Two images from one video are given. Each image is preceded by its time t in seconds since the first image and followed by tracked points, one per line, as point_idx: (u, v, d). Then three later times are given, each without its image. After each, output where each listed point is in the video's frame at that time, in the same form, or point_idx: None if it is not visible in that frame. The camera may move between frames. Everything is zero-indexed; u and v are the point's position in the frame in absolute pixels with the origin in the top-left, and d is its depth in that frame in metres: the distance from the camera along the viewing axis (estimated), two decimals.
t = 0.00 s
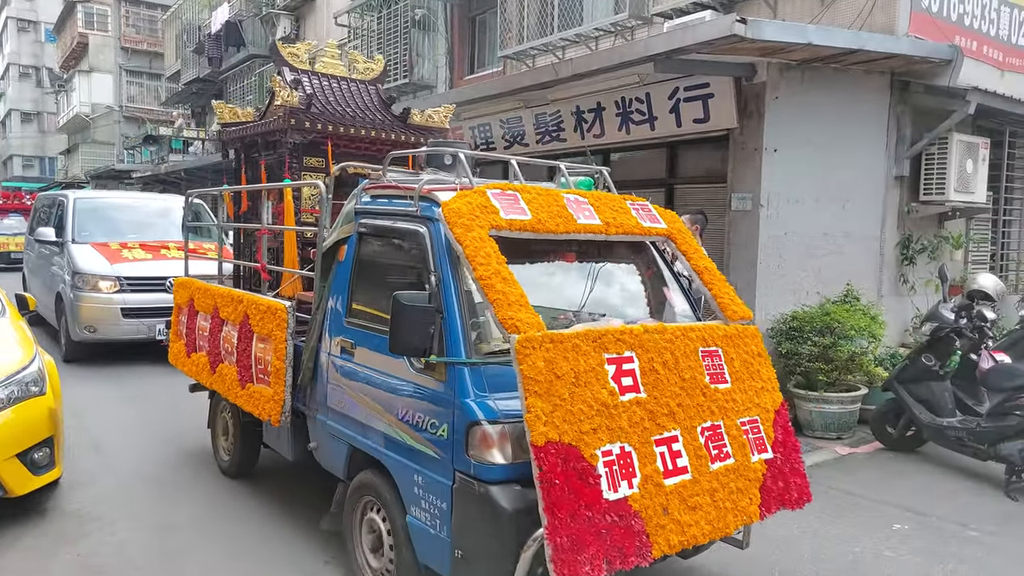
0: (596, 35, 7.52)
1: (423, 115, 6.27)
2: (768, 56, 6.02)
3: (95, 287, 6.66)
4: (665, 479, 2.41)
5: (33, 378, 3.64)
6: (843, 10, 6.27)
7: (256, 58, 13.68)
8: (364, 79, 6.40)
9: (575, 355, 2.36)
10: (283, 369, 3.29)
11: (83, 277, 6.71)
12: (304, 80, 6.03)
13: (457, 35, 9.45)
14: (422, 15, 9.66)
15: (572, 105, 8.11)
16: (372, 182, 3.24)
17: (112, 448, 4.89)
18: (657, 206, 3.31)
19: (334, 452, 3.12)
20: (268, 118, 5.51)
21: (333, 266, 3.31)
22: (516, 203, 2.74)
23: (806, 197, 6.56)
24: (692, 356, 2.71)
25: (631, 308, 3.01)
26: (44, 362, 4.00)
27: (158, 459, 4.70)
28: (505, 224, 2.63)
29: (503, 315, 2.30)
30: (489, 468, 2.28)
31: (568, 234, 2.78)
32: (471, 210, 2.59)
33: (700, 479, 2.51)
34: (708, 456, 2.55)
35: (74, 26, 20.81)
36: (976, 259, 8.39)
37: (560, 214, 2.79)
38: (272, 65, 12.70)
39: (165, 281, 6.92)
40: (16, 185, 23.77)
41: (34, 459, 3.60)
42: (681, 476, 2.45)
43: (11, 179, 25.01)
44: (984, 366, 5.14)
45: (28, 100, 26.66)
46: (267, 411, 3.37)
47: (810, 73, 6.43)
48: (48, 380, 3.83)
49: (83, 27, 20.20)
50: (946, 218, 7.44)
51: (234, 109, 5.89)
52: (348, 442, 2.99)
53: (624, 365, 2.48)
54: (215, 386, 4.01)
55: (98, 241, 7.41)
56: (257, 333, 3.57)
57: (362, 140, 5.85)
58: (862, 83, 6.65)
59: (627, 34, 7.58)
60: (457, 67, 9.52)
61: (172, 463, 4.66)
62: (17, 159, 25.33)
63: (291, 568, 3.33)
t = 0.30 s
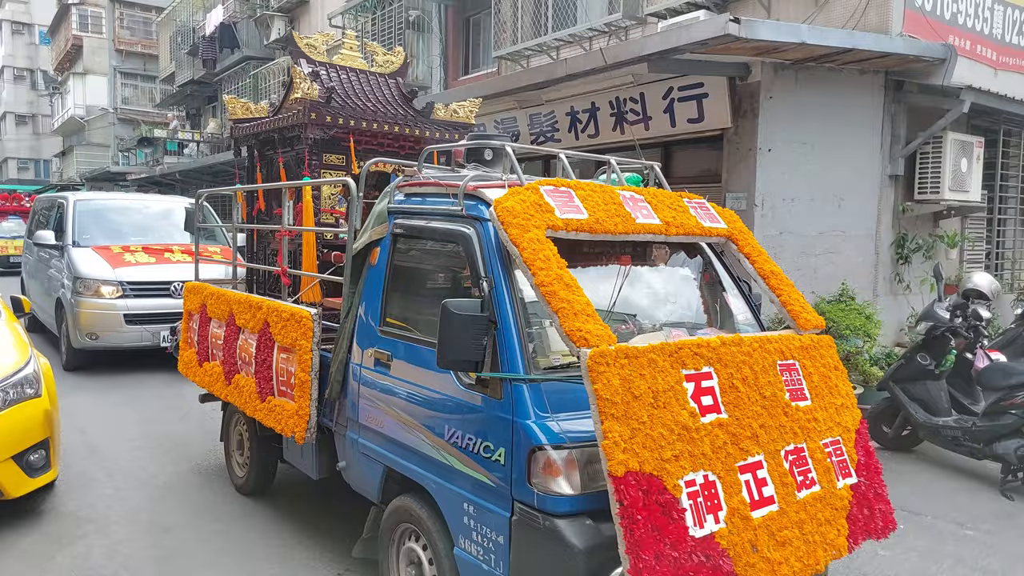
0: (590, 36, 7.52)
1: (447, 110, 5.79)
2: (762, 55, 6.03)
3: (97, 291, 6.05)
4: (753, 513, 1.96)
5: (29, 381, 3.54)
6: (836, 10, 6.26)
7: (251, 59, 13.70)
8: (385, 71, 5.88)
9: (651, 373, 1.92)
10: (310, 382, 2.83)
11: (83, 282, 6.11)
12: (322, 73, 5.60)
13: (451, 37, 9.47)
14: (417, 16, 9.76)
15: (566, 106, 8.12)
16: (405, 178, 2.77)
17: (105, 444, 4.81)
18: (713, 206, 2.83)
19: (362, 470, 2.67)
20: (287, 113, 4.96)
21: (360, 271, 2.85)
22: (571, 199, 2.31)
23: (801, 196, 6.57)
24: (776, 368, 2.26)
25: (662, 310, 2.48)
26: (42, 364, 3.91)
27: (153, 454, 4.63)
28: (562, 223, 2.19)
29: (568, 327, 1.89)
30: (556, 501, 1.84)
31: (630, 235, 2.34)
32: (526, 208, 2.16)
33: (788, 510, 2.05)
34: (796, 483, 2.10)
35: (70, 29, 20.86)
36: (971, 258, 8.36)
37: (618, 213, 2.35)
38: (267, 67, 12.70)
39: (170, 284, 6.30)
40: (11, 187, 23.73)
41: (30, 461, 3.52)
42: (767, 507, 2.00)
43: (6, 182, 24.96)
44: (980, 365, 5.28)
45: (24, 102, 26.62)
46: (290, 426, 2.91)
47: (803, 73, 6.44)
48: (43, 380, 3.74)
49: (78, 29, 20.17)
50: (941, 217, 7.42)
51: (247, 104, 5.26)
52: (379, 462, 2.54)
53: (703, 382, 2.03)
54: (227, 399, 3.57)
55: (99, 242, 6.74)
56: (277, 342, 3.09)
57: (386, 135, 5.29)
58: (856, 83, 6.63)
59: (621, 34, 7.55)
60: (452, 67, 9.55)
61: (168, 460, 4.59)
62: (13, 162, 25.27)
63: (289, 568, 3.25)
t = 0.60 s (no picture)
0: (606, 34, 7.50)
1: (494, 102, 5.07)
2: (780, 52, 5.95)
3: (128, 292, 5.38)
4: (892, 556, 1.69)
5: (56, 373, 3.31)
6: (856, 7, 6.17)
7: (269, 60, 13.81)
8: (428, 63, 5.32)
9: (774, 395, 1.66)
10: (360, 394, 2.51)
11: (112, 282, 5.43)
12: (364, 64, 5.04)
13: (467, 37, 9.50)
14: (433, 17, 9.76)
15: (582, 105, 8.07)
16: (463, 172, 2.46)
17: (124, 426, 4.64)
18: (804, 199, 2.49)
19: (417, 492, 2.40)
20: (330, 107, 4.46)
21: (416, 272, 2.53)
22: (658, 192, 2.02)
23: (821, 195, 6.49)
24: (901, 383, 1.97)
25: (715, 311, 2.07)
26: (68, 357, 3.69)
27: (171, 438, 4.48)
28: (651, 219, 1.91)
29: (675, 339, 1.64)
30: (662, 542, 1.56)
31: (724, 234, 2.03)
32: (611, 203, 1.88)
33: (927, 552, 1.77)
34: (934, 519, 1.82)
35: (95, 32, 21.24)
36: (997, 259, 8.17)
37: (709, 207, 2.05)
38: (285, 68, 12.80)
39: (201, 285, 5.59)
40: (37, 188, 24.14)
41: (58, 453, 3.29)
42: (906, 549, 1.73)
43: (32, 183, 25.40)
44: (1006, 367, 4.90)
45: (50, 104, 27.12)
46: (339, 441, 2.59)
47: (823, 70, 6.36)
48: (72, 377, 3.49)
49: (102, 33, 20.65)
50: (965, 216, 7.28)
51: (284, 97, 4.85)
52: (437, 482, 2.27)
53: (829, 404, 1.76)
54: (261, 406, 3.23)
55: (128, 239, 6.05)
56: (323, 348, 2.74)
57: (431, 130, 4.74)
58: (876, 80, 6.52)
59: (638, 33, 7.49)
60: (468, 67, 9.55)
61: (188, 442, 4.41)
62: (40, 162, 25.71)
63: (315, 558, 3.02)
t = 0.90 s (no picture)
0: (642, 33, 7.48)
1: (565, 93, 5.01)
2: (821, 49, 5.86)
3: (179, 293, 5.48)
4: None
5: (103, 368, 3.42)
6: (901, 4, 6.04)
7: (309, 63, 14.02)
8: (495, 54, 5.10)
9: (964, 429, 1.38)
10: (437, 410, 2.26)
11: (164, 283, 5.52)
12: (427, 53, 5.01)
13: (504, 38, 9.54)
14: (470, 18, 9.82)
15: (619, 104, 8.04)
16: (551, 166, 2.22)
17: (169, 422, 4.75)
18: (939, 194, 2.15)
19: (506, 522, 2.15)
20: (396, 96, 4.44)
21: (500, 275, 2.29)
22: (790, 186, 1.74)
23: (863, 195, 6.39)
24: None
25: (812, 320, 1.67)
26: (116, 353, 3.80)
27: (214, 434, 4.57)
28: (789, 216, 1.63)
29: (844, 364, 1.39)
30: None
31: (865, 234, 1.74)
32: (743, 196, 1.61)
33: None
34: None
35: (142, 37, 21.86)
36: None
37: (848, 203, 1.76)
38: (324, 71, 12.99)
39: (251, 285, 5.65)
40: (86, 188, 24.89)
41: (104, 446, 3.38)
42: None
43: (82, 183, 26.21)
44: None
45: (99, 107, 27.99)
46: (412, 461, 2.36)
47: (866, 68, 6.24)
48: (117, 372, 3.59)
49: (149, 37, 21.28)
50: (1015, 216, 7.04)
51: (343, 92, 4.96)
52: (530, 513, 2.02)
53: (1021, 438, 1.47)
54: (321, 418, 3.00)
55: (178, 238, 6.19)
56: (392, 359, 2.48)
57: (500, 122, 4.70)
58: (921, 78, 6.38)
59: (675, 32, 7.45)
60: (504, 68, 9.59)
61: (227, 440, 4.49)
62: (90, 164, 26.53)
63: (350, 557, 3.04)
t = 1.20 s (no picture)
0: (691, 43, 7.40)
1: (661, 89, 4.32)
2: (877, 56, 5.71)
3: (240, 305, 5.55)
4: None
5: (162, 375, 3.49)
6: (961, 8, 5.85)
7: (357, 78, 14.24)
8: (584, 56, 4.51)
9: None
10: (540, 445, 1.90)
11: (225, 295, 5.62)
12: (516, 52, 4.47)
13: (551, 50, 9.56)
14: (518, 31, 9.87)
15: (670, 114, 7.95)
16: (678, 166, 1.91)
17: (224, 430, 4.81)
18: None
19: None
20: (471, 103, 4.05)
21: (618, 291, 1.98)
22: (1007, 183, 1.37)
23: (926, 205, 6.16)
24: None
25: None
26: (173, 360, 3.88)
27: (267, 442, 4.61)
28: (1019, 221, 1.28)
29: None
30: None
31: None
32: (962, 196, 1.26)
33: None
34: None
35: (198, 55, 22.58)
36: None
37: None
38: (373, 85, 13.19)
39: (311, 299, 5.69)
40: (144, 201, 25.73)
41: (163, 450, 3.43)
42: None
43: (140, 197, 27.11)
44: None
45: (156, 123, 28.96)
46: (512, 502, 2.01)
47: (923, 74, 6.02)
48: (174, 379, 3.66)
49: (205, 54, 21.93)
50: None
51: (417, 95, 4.52)
52: (663, 573, 1.70)
53: None
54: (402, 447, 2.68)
55: (241, 250, 6.29)
56: (486, 384, 2.14)
57: (592, 123, 4.08)
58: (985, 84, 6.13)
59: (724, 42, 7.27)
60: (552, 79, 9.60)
61: (280, 447, 4.53)
62: (147, 178, 27.44)
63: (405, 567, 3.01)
